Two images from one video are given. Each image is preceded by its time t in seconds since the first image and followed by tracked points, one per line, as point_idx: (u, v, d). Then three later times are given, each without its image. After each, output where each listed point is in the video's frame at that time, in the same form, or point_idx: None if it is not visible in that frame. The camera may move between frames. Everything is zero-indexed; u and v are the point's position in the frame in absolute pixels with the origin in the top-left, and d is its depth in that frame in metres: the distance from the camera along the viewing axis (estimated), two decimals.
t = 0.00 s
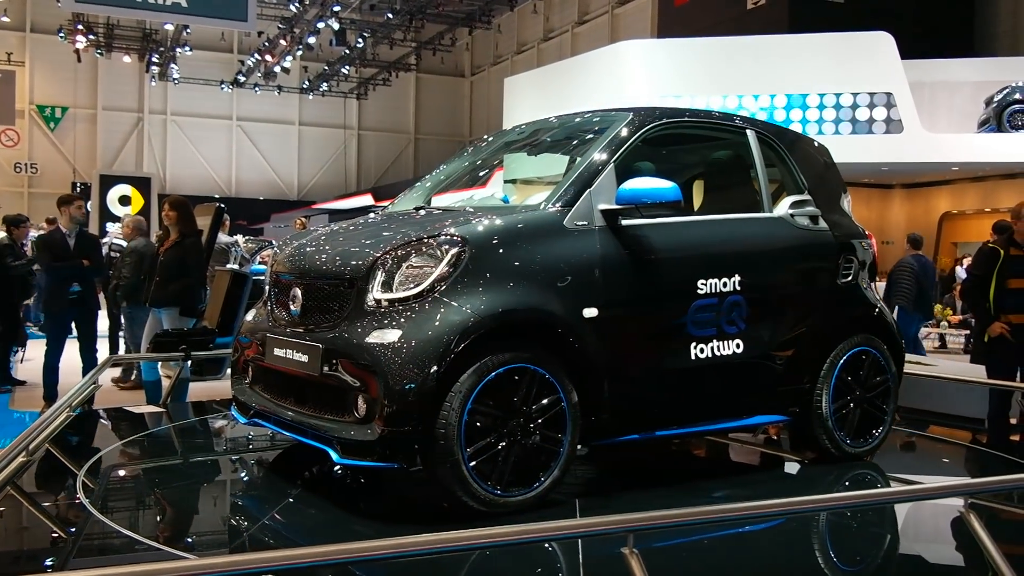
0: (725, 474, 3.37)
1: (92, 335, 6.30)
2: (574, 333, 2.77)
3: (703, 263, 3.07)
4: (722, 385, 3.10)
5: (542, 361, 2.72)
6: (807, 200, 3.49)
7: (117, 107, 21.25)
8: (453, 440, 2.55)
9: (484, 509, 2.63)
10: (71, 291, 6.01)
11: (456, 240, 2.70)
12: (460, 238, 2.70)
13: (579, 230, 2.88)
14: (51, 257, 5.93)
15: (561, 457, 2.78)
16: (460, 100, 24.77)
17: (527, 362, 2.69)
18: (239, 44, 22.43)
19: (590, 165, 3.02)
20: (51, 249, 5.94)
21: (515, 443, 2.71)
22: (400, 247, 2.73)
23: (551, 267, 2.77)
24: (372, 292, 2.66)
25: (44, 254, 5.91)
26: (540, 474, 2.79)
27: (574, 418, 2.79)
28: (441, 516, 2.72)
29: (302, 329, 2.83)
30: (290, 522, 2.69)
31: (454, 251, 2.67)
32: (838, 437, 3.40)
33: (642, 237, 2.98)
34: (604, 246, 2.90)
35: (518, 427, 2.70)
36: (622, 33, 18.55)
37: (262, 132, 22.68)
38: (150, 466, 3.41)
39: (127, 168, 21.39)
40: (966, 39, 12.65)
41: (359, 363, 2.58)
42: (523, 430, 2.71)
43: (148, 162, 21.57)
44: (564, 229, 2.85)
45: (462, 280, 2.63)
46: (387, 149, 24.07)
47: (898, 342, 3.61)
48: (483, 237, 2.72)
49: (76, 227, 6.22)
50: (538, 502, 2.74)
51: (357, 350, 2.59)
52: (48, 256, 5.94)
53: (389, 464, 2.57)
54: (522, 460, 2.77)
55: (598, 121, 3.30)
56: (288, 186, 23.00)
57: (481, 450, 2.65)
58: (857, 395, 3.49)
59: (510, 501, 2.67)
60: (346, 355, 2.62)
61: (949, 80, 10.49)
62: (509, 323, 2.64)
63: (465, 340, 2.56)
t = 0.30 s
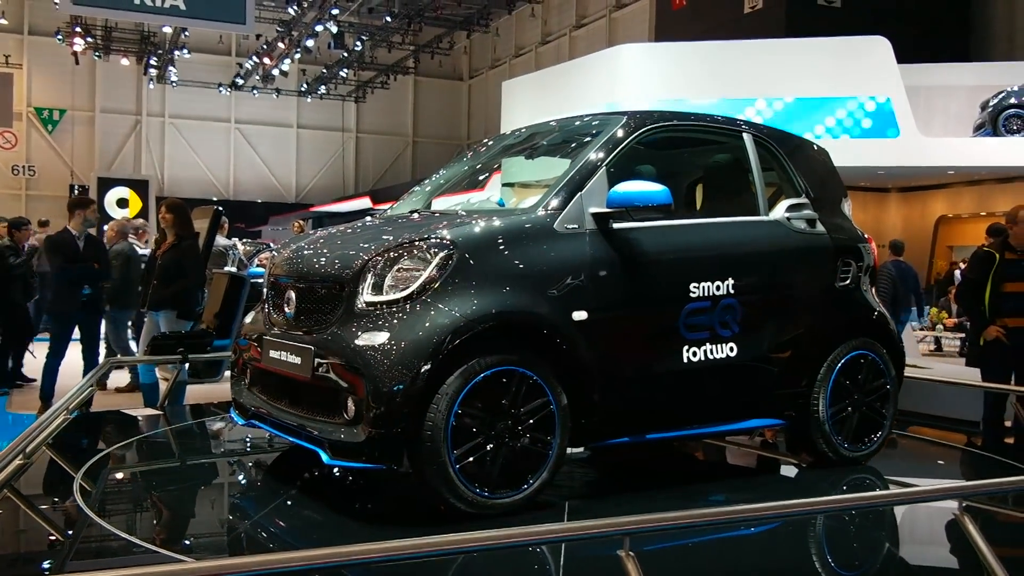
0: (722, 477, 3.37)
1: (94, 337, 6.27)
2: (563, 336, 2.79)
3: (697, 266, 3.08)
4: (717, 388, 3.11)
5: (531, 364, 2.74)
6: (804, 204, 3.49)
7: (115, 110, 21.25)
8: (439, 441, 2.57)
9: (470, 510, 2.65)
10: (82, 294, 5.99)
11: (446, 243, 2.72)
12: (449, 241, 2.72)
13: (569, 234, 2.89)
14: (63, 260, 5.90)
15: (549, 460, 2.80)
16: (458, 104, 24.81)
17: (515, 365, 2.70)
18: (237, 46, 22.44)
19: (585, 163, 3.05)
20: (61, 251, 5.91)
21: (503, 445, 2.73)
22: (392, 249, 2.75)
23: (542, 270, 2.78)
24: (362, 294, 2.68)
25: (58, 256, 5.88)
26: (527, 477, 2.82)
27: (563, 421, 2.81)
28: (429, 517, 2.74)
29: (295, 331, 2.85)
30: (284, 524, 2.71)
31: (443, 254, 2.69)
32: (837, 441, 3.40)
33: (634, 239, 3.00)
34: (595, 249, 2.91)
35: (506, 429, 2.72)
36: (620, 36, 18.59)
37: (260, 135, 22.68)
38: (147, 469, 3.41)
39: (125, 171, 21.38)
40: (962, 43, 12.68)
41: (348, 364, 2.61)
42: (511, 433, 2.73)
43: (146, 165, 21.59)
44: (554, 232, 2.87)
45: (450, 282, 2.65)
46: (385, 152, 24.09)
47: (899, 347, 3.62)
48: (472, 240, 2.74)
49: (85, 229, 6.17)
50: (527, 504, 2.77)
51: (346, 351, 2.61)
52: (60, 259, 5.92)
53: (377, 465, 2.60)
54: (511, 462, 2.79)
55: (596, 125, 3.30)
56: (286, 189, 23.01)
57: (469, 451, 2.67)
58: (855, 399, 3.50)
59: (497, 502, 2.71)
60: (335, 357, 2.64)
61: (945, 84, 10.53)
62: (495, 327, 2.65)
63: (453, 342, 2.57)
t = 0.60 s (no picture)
0: (715, 481, 3.35)
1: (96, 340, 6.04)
2: (549, 338, 2.76)
3: (689, 269, 3.06)
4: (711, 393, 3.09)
5: (516, 367, 2.71)
6: (799, 208, 3.46)
7: (107, 109, 21.14)
8: (421, 443, 2.56)
9: (452, 512, 2.64)
10: (82, 294, 5.76)
11: (431, 243, 2.70)
12: (434, 243, 2.70)
13: (556, 236, 2.87)
14: (60, 260, 5.71)
15: (535, 463, 2.78)
16: (452, 105, 24.79)
17: (500, 367, 2.69)
18: (231, 46, 22.34)
19: (578, 162, 3.04)
20: (58, 253, 5.72)
21: (487, 449, 2.70)
22: (379, 249, 2.74)
23: (529, 271, 2.76)
24: (347, 296, 2.67)
25: (57, 254, 5.71)
26: (512, 480, 2.79)
27: (549, 424, 2.79)
28: (411, 520, 2.72)
29: (282, 331, 2.84)
30: (270, 527, 2.68)
31: (428, 254, 2.67)
32: (832, 447, 3.37)
33: (623, 242, 2.97)
34: (581, 253, 2.88)
35: (490, 432, 2.69)
36: (614, 38, 18.59)
37: (253, 135, 22.59)
38: (136, 471, 3.36)
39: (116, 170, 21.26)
40: (956, 49, 12.71)
41: (331, 364, 2.59)
42: (495, 435, 2.70)
43: (138, 164, 21.47)
44: (540, 234, 2.84)
45: (434, 283, 2.63)
46: (379, 153, 24.03)
47: (897, 353, 3.58)
48: (457, 241, 2.72)
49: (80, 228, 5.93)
50: (511, 508, 2.74)
51: (330, 352, 2.60)
52: (59, 260, 5.73)
53: (358, 466, 2.59)
54: (496, 464, 2.77)
55: (592, 127, 3.26)
56: (278, 189, 22.92)
57: (451, 453, 2.65)
58: (853, 406, 3.47)
59: (480, 506, 2.69)
60: (319, 358, 2.62)
61: (939, 89, 10.56)
62: (479, 329, 2.63)
63: (435, 344, 2.56)
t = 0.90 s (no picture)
0: (705, 480, 3.38)
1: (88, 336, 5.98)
2: (531, 337, 2.79)
3: (674, 268, 3.08)
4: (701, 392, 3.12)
5: (498, 365, 2.75)
6: (790, 207, 3.49)
7: (99, 109, 21.07)
8: (403, 440, 2.59)
9: (435, 509, 2.67)
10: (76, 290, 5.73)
11: (413, 244, 2.74)
12: (418, 242, 2.74)
13: (541, 235, 2.90)
14: (55, 259, 5.59)
15: (518, 461, 2.81)
16: (444, 106, 24.80)
17: (483, 366, 2.72)
18: (223, 46, 22.30)
19: (566, 160, 3.07)
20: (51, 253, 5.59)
21: (470, 446, 2.74)
22: (365, 249, 2.78)
23: (513, 270, 2.80)
24: (333, 295, 2.71)
25: (54, 256, 5.59)
26: (495, 478, 2.82)
27: (532, 422, 2.82)
28: (397, 517, 2.75)
29: (272, 330, 2.88)
30: (259, 524, 2.71)
31: (411, 254, 2.71)
32: (820, 446, 3.40)
33: (609, 242, 3.00)
34: (566, 252, 2.92)
35: (473, 429, 2.73)
36: (606, 39, 18.63)
37: (246, 135, 22.56)
38: (129, 470, 3.37)
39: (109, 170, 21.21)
40: (945, 50, 12.79)
41: (316, 362, 2.63)
42: (478, 432, 2.74)
43: (131, 165, 21.42)
44: (525, 233, 2.87)
45: (417, 282, 2.67)
46: (372, 153, 24.03)
47: (888, 352, 3.60)
48: (442, 241, 2.76)
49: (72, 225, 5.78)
50: (494, 504, 2.78)
51: (316, 350, 2.64)
52: (56, 259, 5.60)
53: (340, 463, 2.63)
54: (479, 462, 2.80)
55: (583, 127, 3.28)
56: (271, 189, 22.91)
57: (433, 451, 2.69)
58: (843, 404, 3.50)
59: (463, 502, 2.72)
60: (305, 356, 2.66)
61: (928, 90, 10.63)
62: (462, 328, 2.67)
63: (418, 342, 2.60)
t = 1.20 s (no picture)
0: (702, 480, 3.36)
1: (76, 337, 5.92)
2: (520, 336, 2.77)
3: (668, 268, 3.06)
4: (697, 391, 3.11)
5: (486, 364, 2.73)
6: (788, 206, 3.46)
7: (95, 107, 21.00)
8: (389, 438, 2.58)
9: (421, 508, 2.66)
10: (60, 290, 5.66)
11: (401, 243, 2.73)
12: (407, 242, 2.73)
13: (531, 234, 2.88)
14: (42, 257, 5.55)
15: (507, 461, 2.79)
16: (441, 104, 24.77)
17: (470, 365, 2.71)
18: (219, 45, 22.22)
19: (562, 154, 3.08)
20: (33, 248, 5.55)
21: (459, 445, 2.72)
22: (355, 248, 2.77)
23: (503, 269, 2.78)
24: (323, 294, 2.70)
25: (42, 254, 5.55)
26: (483, 477, 2.81)
27: (521, 422, 2.80)
28: (386, 517, 2.74)
29: (265, 330, 2.87)
30: (252, 524, 2.69)
31: (399, 253, 2.70)
32: (819, 447, 3.37)
33: (600, 241, 2.98)
34: (556, 251, 2.89)
35: (461, 429, 2.71)
36: (603, 37, 18.62)
37: (242, 134, 22.51)
38: (124, 471, 3.34)
39: (104, 168, 21.13)
40: (942, 49, 12.80)
41: (304, 361, 2.63)
42: (467, 431, 2.72)
43: (126, 163, 21.35)
44: (514, 232, 2.86)
45: (404, 280, 2.66)
46: (368, 151, 23.99)
47: (889, 352, 3.58)
48: (431, 240, 2.75)
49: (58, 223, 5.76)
50: (483, 504, 2.77)
51: (303, 349, 2.63)
52: (41, 257, 5.56)
53: (326, 462, 2.63)
54: (467, 461, 2.79)
55: (579, 125, 3.26)
56: (267, 188, 22.86)
57: (420, 450, 2.68)
58: (843, 405, 3.47)
59: (449, 502, 2.71)
60: (293, 354, 2.66)
61: (925, 89, 10.64)
62: (450, 327, 2.65)
63: (404, 341, 2.59)
